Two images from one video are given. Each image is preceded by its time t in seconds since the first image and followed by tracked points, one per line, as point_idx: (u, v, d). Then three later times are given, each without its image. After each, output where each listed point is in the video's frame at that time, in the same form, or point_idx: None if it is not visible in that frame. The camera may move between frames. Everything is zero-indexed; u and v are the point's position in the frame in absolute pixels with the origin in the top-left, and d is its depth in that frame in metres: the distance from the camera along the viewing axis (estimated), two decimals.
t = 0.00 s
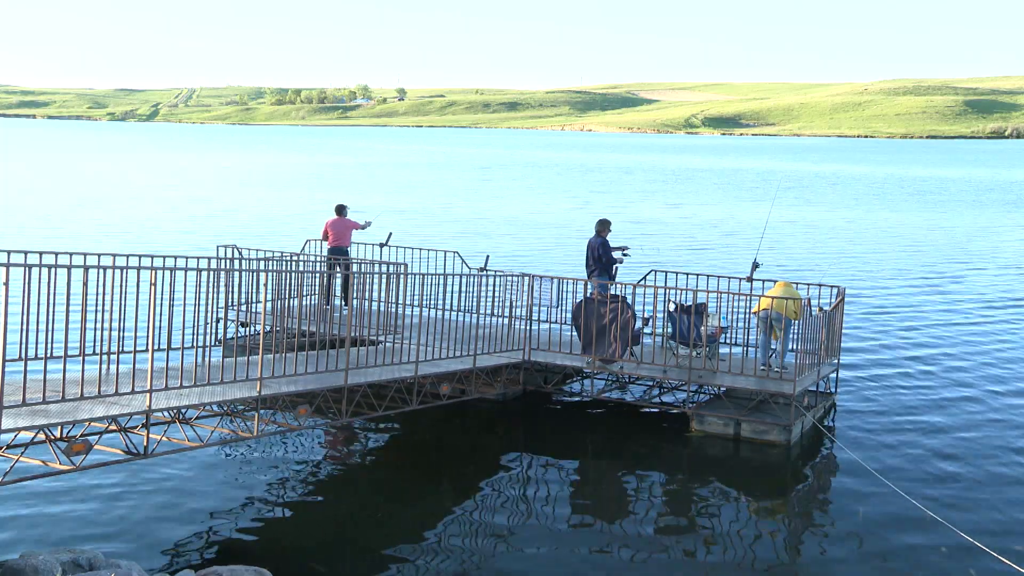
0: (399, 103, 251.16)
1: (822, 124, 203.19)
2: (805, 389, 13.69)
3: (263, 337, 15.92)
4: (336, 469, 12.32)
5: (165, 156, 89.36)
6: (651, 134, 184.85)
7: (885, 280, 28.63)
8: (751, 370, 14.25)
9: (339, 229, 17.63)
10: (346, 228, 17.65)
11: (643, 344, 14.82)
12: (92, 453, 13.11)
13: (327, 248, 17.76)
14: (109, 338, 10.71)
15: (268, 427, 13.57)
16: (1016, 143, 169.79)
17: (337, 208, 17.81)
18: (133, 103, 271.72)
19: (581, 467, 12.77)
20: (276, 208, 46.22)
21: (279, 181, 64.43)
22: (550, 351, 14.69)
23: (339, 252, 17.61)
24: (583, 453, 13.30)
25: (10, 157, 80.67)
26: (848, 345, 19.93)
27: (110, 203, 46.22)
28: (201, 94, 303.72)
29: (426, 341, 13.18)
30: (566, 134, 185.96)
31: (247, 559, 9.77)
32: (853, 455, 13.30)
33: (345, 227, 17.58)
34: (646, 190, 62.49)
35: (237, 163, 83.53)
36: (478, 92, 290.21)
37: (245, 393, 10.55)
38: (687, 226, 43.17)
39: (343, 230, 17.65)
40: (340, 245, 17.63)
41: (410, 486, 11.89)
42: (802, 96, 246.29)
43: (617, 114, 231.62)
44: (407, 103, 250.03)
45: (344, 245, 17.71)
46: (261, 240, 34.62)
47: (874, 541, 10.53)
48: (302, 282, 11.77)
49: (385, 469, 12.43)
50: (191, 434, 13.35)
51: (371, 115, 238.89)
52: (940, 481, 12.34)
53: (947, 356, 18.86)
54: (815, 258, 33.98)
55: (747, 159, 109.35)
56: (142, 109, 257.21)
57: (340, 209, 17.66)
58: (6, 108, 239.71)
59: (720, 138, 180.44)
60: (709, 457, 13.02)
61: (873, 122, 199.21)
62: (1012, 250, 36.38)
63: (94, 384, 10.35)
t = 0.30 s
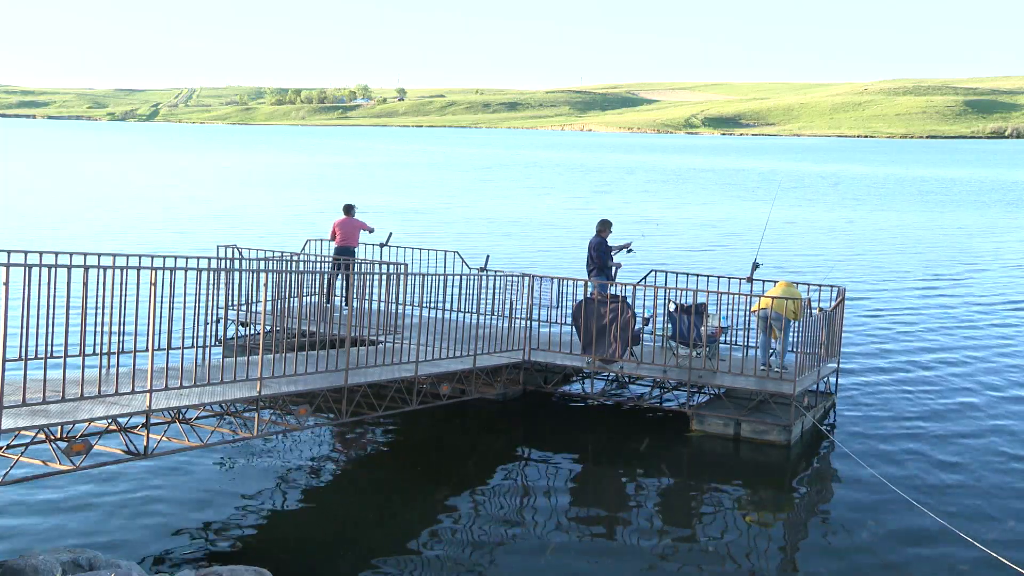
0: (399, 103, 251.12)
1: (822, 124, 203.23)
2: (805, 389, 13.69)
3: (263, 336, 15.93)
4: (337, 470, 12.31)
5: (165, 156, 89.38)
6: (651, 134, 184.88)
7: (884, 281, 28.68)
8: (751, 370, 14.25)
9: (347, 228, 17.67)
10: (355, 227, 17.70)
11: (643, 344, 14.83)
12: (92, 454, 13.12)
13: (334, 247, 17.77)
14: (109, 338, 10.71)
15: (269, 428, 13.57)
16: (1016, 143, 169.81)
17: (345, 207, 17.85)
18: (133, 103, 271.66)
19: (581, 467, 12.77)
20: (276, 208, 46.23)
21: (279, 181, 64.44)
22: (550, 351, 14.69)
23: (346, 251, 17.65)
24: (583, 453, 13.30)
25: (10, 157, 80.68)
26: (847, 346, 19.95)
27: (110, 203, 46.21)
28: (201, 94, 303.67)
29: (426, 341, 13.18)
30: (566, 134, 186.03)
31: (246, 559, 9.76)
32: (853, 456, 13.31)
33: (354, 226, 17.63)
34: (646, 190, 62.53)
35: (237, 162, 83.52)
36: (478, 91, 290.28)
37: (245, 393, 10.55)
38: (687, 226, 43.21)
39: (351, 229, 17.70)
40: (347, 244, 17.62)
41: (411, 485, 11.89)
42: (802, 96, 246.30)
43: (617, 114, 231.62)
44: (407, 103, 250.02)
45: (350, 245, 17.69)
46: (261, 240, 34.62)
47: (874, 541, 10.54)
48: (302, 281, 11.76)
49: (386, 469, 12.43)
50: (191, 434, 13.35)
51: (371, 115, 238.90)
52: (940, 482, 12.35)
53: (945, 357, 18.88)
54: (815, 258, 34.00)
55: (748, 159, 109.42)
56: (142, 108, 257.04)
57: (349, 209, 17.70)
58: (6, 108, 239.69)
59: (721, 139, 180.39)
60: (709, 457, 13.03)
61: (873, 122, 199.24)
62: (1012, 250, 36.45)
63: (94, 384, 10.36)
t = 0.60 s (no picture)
0: (399, 103, 251.22)
1: (822, 124, 203.31)
2: (805, 389, 13.68)
3: (263, 337, 15.93)
4: (337, 469, 12.32)
5: (165, 156, 89.43)
6: (651, 134, 184.91)
7: (884, 281, 28.71)
8: (751, 370, 14.25)
9: (352, 228, 17.67)
10: (360, 228, 17.70)
11: (643, 344, 14.81)
12: (92, 453, 13.13)
13: (336, 246, 17.76)
14: (109, 338, 10.71)
15: (270, 428, 13.59)
16: (1015, 142, 169.90)
17: (351, 207, 17.86)
18: (133, 103, 271.62)
19: (581, 466, 12.78)
20: (277, 208, 46.30)
21: (280, 181, 64.51)
22: (550, 351, 14.68)
23: (350, 251, 17.64)
24: (584, 453, 13.29)
25: (10, 157, 80.71)
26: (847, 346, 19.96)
27: (111, 203, 46.26)
28: (201, 94, 303.64)
29: (426, 340, 13.17)
30: (566, 134, 186.23)
31: (247, 559, 9.77)
32: (854, 455, 13.31)
33: (359, 226, 17.64)
34: (645, 190, 62.60)
35: (237, 162, 83.60)
36: (478, 91, 290.47)
37: (245, 393, 10.54)
38: (687, 226, 43.27)
39: (356, 229, 17.70)
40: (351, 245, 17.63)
41: (412, 486, 11.88)
42: (802, 96, 246.37)
43: (617, 114, 231.69)
44: (407, 103, 250.09)
45: (353, 246, 17.69)
46: (261, 240, 34.67)
47: (874, 541, 10.56)
48: (302, 282, 11.74)
49: (385, 468, 12.43)
50: (191, 434, 13.36)
51: (371, 115, 239.00)
52: (940, 481, 12.37)
53: (944, 357, 18.91)
54: (815, 258, 34.04)
55: (748, 159, 109.53)
56: (142, 108, 257.06)
57: (355, 209, 17.69)
58: (6, 108, 239.64)
59: (721, 139, 180.37)
60: (709, 458, 13.03)
61: (873, 122, 199.33)
62: (1011, 251, 36.51)
63: (95, 384, 10.36)
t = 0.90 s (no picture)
0: (398, 103, 251.23)
1: (822, 123, 203.34)
2: (805, 390, 13.69)
3: (263, 336, 15.94)
4: (337, 470, 12.31)
5: (165, 156, 89.46)
6: (651, 134, 184.97)
7: (883, 281, 28.75)
8: (751, 370, 14.26)
9: (353, 228, 17.66)
10: (360, 228, 17.69)
11: (643, 344, 14.82)
12: (92, 453, 13.14)
13: (335, 246, 17.75)
14: (109, 338, 10.71)
15: (270, 428, 13.60)
16: (1016, 143, 169.91)
17: (351, 208, 17.86)
18: (133, 103, 271.55)
19: (581, 466, 12.77)
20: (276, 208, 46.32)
21: (280, 181, 64.53)
22: (550, 351, 14.68)
23: (350, 251, 17.63)
24: (584, 453, 13.30)
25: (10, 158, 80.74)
26: (847, 346, 19.97)
27: (111, 203, 46.28)
28: (201, 94, 303.56)
29: (426, 341, 13.17)
30: (566, 134, 186.34)
31: (247, 558, 9.77)
32: (854, 455, 13.31)
33: (360, 226, 17.64)
34: (646, 190, 62.63)
35: (236, 162, 83.64)
36: (478, 91, 290.57)
37: (245, 393, 10.54)
38: (687, 226, 43.29)
39: (356, 229, 17.70)
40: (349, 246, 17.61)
41: (411, 486, 11.88)
42: (802, 96, 246.36)
43: (617, 114, 231.75)
44: (407, 103, 250.09)
45: (352, 246, 17.66)
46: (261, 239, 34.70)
47: (874, 540, 10.56)
48: (302, 281, 11.74)
49: (386, 468, 12.44)
50: (191, 434, 13.36)
51: (371, 115, 239.03)
52: (940, 481, 12.37)
53: (944, 357, 18.93)
54: (815, 257, 34.05)
55: (748, 159, 109.60)
56: (142, 109, 256.91)
57: (355, 210, 17.66)
58: (6, 108, 239.58)
59: (721, 139, 180.28)
60: (709, 458, 13.02)
61: (873, 122, 199.37)
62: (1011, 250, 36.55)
63: (95, 384, 10.36)
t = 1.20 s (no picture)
0: (398, 103, 251.29)
1: (822, 123, 203.36)
2: (805, 389, 13.69)
3: (263, 337, 15.96)
4: (336, 470, 12.31)
5: (165, 156, 89.48)
6: (651, 134, 185.02)
7: (883, 281, 28.78)
8: (751, 370, 14.26)
9: (350, 228, 17.67)
10: (356, 228, 17.69)
11: (643, 344, 14.82)
12: (92, 453, 13.14)
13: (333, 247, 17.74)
14: (109, 338, 10.71)
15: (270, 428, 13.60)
16: (1016, 142, 169.93)
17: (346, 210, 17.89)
18: (133, 103, 271.57)
19: (581, 467, 12.78)
20: (276, 208, 46.37)
21: (280, 181, 64.54)
22: (550, 351, 14.68)
23: (350, 251, 17.63)
24: (584, 453, 13.29)
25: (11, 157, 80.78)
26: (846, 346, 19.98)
27: (111, 203, 46.30)
28: (201, 94, 303.50)
29: (426, 340, 13.17)
30: (566, 134, 186.45)
31: (246, 558, 9.78)
32: (854, 455, 13.31)
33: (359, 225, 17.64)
34: (646, 190, 62.61)
35: (236, 162, 83.67)
36: (478, 91, 290.63)
37: (245, 393, 10.54)
38: (687, 226, 43.30)
39: (352, 229, 17.69)
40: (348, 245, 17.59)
41: (411, 486, 11.88)
42: (802, 96, 246.37)
43: (617, 113, 231.76)
44: (407, 103, 250.10)
45: (350, 247, 17.63)
46: (261, 239, 34.73)
47: (875, 541, 10.55)
48: (302, 282, 11.75)
49: (385, 468, 12.44)
50: (191, 434, 13.36)
51: (372, 114, 239.11)
52: (940, 481, 12.36)
53: (943, 356, 18.94)
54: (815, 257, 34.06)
55: (748, 159, 109.64)
56: (142, 108, 257.04)
57: (350, 209, 17.70)
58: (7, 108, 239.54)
59: (721, 139, 180.20)
60: (709, 458, 13.02)
61: (873, 122, 199.40)
62: (1011, 250, 36.60)
63: (95, 384, 10.36)
